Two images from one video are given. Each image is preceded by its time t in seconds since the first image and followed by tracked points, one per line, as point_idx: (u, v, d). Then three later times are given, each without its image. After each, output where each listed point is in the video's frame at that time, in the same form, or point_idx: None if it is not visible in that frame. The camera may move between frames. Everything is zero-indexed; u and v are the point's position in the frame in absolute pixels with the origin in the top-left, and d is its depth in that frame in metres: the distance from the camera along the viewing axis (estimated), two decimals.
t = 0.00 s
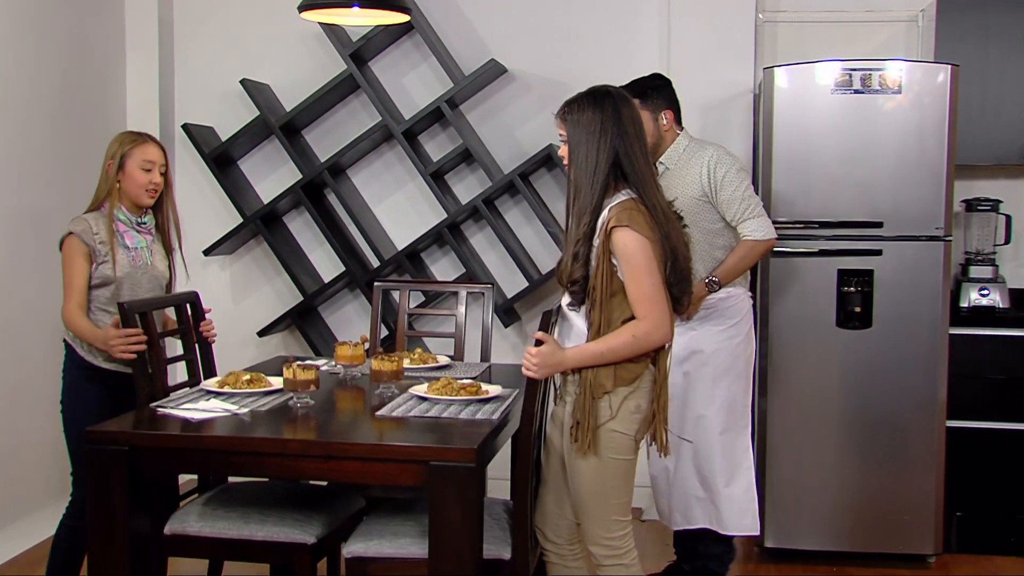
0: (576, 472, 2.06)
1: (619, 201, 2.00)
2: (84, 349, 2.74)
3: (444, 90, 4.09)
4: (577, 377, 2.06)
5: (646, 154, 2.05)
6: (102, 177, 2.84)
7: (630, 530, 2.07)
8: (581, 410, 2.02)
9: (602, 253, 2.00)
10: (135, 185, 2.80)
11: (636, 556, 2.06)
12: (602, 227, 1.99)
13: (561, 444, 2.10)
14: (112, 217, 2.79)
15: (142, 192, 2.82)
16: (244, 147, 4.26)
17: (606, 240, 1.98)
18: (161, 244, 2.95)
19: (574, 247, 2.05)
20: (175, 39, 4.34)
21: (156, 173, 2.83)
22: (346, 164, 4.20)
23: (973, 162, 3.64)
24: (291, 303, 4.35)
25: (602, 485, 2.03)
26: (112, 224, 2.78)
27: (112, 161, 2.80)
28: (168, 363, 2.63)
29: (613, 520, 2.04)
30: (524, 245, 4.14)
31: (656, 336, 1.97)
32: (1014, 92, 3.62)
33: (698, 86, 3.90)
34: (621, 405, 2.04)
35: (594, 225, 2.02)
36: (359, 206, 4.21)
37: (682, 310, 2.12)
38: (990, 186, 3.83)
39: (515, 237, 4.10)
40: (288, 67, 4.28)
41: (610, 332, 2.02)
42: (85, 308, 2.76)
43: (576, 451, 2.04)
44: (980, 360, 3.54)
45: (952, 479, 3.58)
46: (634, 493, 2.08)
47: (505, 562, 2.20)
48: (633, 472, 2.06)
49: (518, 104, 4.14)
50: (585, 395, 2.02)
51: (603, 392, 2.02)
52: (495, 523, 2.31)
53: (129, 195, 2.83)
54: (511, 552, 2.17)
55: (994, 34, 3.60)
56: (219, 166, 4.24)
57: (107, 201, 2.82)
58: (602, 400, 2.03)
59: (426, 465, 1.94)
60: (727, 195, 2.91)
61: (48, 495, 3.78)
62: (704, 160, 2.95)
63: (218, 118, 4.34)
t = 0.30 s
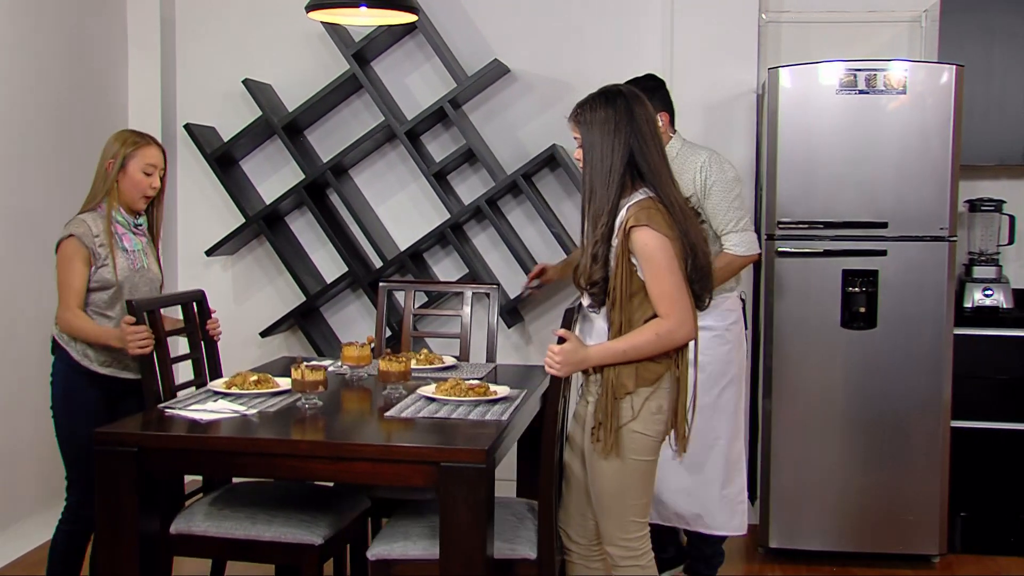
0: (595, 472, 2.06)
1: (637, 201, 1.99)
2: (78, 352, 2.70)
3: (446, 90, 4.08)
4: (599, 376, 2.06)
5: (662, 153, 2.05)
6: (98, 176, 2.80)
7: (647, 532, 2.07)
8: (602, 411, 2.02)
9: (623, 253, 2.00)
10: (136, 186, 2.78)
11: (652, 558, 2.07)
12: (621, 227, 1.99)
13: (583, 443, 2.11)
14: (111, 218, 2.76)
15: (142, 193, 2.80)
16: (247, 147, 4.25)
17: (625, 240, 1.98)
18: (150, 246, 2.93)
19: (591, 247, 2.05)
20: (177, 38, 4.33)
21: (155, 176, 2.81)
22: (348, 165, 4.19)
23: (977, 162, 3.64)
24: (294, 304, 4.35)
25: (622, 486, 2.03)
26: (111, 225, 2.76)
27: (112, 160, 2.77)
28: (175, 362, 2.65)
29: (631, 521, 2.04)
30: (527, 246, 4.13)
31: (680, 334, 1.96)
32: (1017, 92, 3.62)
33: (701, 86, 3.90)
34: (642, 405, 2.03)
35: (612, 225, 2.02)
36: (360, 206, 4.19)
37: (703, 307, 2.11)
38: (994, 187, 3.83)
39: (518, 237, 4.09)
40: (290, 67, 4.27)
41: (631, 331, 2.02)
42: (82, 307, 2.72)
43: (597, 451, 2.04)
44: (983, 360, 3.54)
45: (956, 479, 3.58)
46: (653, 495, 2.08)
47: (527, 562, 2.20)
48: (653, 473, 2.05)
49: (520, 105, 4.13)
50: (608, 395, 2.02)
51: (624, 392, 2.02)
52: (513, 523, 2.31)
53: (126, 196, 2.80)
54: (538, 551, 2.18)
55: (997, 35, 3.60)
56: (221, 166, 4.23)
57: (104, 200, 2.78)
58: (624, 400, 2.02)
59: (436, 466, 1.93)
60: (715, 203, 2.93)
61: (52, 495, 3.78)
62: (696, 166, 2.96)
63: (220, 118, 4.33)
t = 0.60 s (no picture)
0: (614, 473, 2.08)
1: (658, 202, 2.00)
2: (74, 352, 2.69)
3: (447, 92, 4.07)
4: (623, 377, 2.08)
5: (680, 154, 2.06)
6: (92, 174, 2.78)
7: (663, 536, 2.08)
8: (627, 412, 2.03)
9: (647, 254, 2.00)
10: (129, 185, 2.76)
11: (665, 562, 2.08)
12: (643, 229, 2.00)
13: (605, 444, 2.12)
14: (104, 218, 2.74)
15: (135, 192, 2.78)
16: (246, 148, 4.24)
17: (647, 242, 1.98)
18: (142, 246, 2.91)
19: (612, 249, 2.06)
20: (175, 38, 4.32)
21: (150, 176, 2.79)
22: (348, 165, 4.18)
23: (976, 163, 3.65)
24: (293, 305, 4.34)
25: (642, 488, 2.04)
26: (104, 224, 2.74)
27: (105, 160, 2.74)
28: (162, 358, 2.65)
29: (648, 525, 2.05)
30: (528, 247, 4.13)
31: (705, 335, 1.97)
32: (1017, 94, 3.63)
33: (701, 87, 3.90)
34: (665, 408, 2.04)
35: (634, 227, 2.02)
36: (360, 207, 4.19)
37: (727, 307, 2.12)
38: (993, 188, 3.84)
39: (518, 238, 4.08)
40: (289, 67, 4.26)
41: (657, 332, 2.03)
42: (66, 305, 2.69)
43: (619, 452, 2.06)
44: (983, 361, 3.55)
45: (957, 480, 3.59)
46: (672, 498, 2.08)
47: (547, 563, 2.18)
48: (674, 477, 2.06)
49: (520, 106, 4.13)
50: (632, 396, 2.03)
51: (649, 394, 2.03)
52: (532, 523, 2.30)
53: (119, 196, 2.78)
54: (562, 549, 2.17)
55: (997, 36, 3.61)
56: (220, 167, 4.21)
57: (97, 199, 2.76)
58: (648, 403, 2.04)
59: (444, 468, 1.93)
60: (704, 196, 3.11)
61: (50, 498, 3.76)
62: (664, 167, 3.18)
63: (218, 119, 4.32)
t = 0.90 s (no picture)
0: (643, 471, 2.09)
1: (685, 199, 2.01)
2: (56, 352, 2.67)
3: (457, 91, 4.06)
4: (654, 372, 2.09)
5: (706, 152, 2.08)
6: (79, 173, 2.75)
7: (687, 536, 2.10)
8: (658, 410, 2.03)
9: (675, 250, 2.01)
10: (117, 186, 2.74)
11: (689, 561, 2.10)
12: (672, 226, 2.00)
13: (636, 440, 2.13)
14: (90, 218, 2.72)
15: (123, 193, 2.77)
16: (255, 147, 4.24)
17: (676, 239, 1.99)
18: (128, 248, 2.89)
19: (640, 247, 2.06)
20: (184, 38, 4.32)
21: (138, 177, 2.78)
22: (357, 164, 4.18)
23: (988, 162, 3.64)
24: (303, 304, 4.34)
25: (671, 486, 2.05)
26: (91, 224, 2.72)
27: (93, 159, 2.72)
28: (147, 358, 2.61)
29: (675, 524, 2.07)
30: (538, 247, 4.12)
31: (738, 329, 1.97)
32: None
33: (712, 85, 3.89)
34: (695, 407, 2.04)
35: (661, 224, 2.03)
36: (370, 206, 4.19)
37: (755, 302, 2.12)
38: (1004, 186, 3.84)
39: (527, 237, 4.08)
40: (299, 67, 4.26)
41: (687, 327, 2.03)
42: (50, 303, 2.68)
43: (650, 450, 2.06)
44: (995, 360, 3.55)
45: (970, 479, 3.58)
46: (698, 499, 2.09)
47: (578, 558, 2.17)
48: (704, 476, 2.07)
49: (530, 105, 4.12)
50: (663, 393, 2.03)
51: (681, 391, 2.03)
52: (569, 519, 2.28)
53: (107, 195, 2.76)
54: (592, 544, 2.16)
55: (1009, 35, 3.61)
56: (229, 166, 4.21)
57: (84, 198, 2.74)
58: (680, 401, 2.04)
59: (464, 466, 1.93)
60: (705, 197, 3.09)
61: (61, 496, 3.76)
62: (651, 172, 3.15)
63: (228, 118, 4.32)
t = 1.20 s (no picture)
0: (685, 466, 2.10)
1: (719, 193, 2.02)
2: (58, 350, 2.66)
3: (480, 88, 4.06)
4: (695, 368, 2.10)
5: (736, 146, 2.08)
6: (79, 171, 2.72)
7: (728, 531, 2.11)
8: (701, 405, 2.05)
9: (712, 244, 2.02)
10: (119, 184, 2.74)
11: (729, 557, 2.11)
12: (707, 221, 2.01)
13: (678, 436, 2.14)
14: (92, 216, 2.72)
15: (124, 191, 2.76)
16: (278, 144, 4.25)
17: (713, 233, 2.00)
18: (127, 246, 2.87)
19: (674, 243, 2.06)
20: (209, 35, 4.33)
21: (140, 174, 2.78)
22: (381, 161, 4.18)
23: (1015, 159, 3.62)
24: (326, 301, 4.35)
25: (715, 482, 2.06)
26: (92, 223, 2.71)
27: (95, 158, 2.70)
28: (154, 356, 2.55)
29: (716, 519, 2.08)
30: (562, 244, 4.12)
31: (780, 318, 1.99)
32: None
33: (737, 82, 3.88)
34: (740, 401, 2.06)
35: (695, 220, 2.03)
36: (393, 202, 4.20)
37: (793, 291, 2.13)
38: None
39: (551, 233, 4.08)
40: (322, 64, 4.27)
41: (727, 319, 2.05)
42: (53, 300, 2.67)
43: (692, 445, 2.07)
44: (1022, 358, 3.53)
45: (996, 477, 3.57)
46: (740, 495, 2.10)
47: (623, 555, 2.16)
48: (746, 471, 2.08)
49: (553, 102, 4.12)
50: (706, 388, 2.05)
51: (724, 385, 2.04)
52: (609, 515, 2.28)
53: (108, 193, 2.75)
54: (637, 541, 2.16)
55: None
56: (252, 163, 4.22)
57: (85, 196, 2.73)
58: (723, 395, 2.05)
59: (496, 462, 1.93)
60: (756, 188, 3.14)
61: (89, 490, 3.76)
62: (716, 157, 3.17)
63: (252, 115, 4.33)
